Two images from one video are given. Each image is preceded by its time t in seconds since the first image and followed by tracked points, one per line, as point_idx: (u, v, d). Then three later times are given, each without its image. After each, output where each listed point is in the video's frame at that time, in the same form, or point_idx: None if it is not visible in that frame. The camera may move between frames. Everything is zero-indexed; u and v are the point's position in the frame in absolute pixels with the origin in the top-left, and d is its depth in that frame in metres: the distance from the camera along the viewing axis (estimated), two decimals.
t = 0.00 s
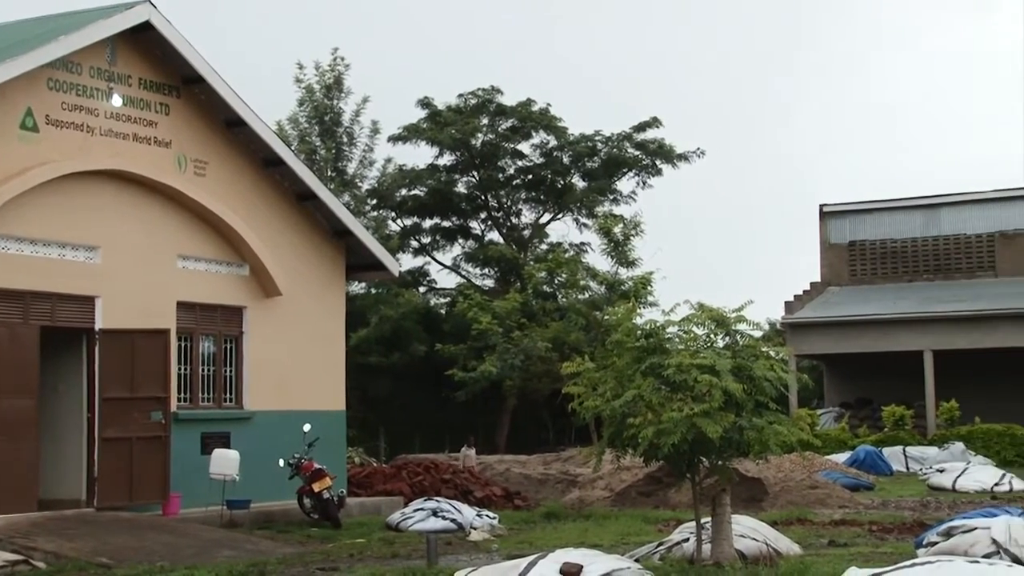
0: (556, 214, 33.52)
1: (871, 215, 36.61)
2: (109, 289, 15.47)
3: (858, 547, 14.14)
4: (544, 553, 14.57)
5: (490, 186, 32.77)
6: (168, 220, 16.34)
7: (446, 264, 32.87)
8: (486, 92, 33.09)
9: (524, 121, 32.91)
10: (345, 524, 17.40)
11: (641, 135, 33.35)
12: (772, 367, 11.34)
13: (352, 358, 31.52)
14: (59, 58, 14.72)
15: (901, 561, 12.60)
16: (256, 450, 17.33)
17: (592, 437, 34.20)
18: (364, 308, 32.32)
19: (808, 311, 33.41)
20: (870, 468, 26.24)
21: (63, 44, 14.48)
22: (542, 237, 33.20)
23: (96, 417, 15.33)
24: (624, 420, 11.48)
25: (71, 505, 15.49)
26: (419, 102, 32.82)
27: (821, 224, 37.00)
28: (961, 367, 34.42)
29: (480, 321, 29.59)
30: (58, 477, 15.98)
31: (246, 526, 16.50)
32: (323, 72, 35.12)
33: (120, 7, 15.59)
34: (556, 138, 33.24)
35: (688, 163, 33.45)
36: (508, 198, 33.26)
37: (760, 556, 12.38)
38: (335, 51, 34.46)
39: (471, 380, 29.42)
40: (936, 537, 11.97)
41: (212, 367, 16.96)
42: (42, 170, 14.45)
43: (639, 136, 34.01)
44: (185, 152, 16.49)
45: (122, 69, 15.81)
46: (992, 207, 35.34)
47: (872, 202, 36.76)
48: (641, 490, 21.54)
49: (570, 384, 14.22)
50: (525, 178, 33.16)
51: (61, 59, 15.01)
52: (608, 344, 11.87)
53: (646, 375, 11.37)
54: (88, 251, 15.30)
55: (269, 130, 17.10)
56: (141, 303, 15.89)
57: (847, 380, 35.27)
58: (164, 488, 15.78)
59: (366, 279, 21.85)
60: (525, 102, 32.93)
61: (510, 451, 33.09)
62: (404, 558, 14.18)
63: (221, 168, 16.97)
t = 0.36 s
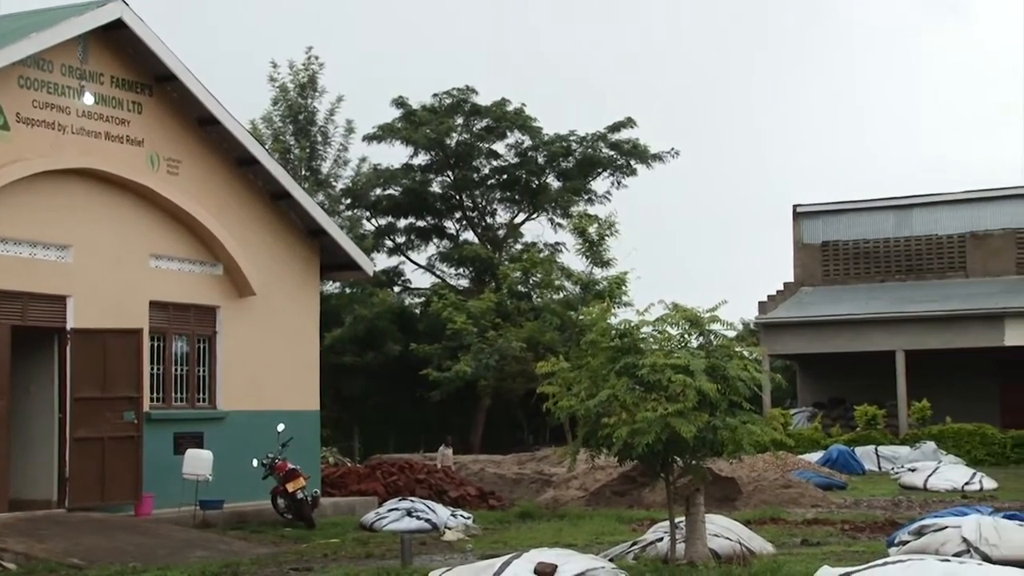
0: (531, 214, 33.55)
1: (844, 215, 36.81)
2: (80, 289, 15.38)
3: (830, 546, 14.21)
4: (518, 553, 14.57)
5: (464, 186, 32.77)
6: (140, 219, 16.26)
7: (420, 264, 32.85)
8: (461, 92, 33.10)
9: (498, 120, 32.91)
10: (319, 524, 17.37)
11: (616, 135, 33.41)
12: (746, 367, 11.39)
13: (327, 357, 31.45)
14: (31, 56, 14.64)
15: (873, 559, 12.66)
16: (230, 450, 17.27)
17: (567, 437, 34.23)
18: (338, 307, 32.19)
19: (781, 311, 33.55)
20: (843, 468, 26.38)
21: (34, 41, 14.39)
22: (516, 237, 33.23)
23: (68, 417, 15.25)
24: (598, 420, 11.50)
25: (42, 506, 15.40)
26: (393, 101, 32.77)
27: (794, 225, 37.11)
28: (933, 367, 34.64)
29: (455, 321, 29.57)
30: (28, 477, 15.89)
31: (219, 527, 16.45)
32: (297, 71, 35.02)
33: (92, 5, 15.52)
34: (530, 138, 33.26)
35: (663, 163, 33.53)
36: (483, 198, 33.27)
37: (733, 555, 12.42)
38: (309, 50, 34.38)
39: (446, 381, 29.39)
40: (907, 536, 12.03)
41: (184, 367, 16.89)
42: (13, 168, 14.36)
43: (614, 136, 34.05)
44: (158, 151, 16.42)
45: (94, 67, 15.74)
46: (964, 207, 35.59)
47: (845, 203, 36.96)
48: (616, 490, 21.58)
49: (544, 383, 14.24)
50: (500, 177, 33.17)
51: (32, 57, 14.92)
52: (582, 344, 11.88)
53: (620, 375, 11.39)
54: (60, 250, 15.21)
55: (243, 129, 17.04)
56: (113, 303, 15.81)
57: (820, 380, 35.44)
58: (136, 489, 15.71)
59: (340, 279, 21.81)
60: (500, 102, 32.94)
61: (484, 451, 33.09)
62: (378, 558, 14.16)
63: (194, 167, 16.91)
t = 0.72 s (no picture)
0: (509, 214, 33.57)
1: (821, 215, 36.96)
2: (56, 287, 15.31)
3: (806, 545, 14.27)
4: (496, 552, 14.57)
5: (443, 184, 32.77)
6: (117, 217, 16.20)
7: (399, 263, 32.82)
8: (439, 91, 33.09)
9: (477, 119, 32.88)
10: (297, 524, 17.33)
11: (595, 135, 33.44)
12: (723, 366, 11.43)
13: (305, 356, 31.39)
14: (6, 53, 14.55)
15: (850, 557, 12.72)
16: (207, 449, 17.22)
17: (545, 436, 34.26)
18: (317, 307, 32.10)
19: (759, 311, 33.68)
20: (820, 467, 26.50)
21: (9, 39, 14.30)
22: (495, 236, 33.23)
23: (43, 417, 15.17)
24: (576, 419, 11.51)
25: (17, 506, 15.31)
26: (372, 100, 32.72)
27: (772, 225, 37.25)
28: (910, 366, 34.82)
29: (434, 321, 29.52)
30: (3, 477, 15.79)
31: (195, 527, 16.39)
32: (276, 69, 34.95)
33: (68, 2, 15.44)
34: (508, 137, 33.27)
35: (641, 163, 33.58)
36: (461, 197, 33.27)
37: (710, 554, 12.45)
38: (287, 49, 34.30)
39: (424, 380, 29.36)
40: (884, 534, 12.09)
41: (161, 366, 16.82)
42: None
43: (592, 135, 34.06)
44: (134, 150, 16.34)
45: (70, 65, 15.66)
46: (940, 207, 35.80)
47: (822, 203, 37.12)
48: (594, 489, 21.61)
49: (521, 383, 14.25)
50: (478, 177, 33.17)
51: (7, 54, 14.83)
52: (561, 344, 11.89)
53: (599, 374, 11.40)
54: (35, 248, 15.14)
55: (220, 127, 16.98)
56: (89, 301, 15.73)
57: (798, 379, 35.57)
58: (112, 489, 15.63)
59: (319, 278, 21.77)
60: (479, 101, 32.93)
61: (463, 450, 33.08)
62: (356, 558, 14.14)
63: (171, 165, 16.84)
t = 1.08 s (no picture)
0: (486, 212, 33.57)
1: (797, 214, 37.17)
2: (30, 285, 15.21)
3: (782, 543, 14.34)
4: (473, 551, 14.59)
5: (420, 183, 32.77)
6: (91, 215, 16.12)
7: (375, 262, 32.80)
8: (416, 90, 33.07)
9: (454, 118, 32.87)
10: (272, 523, 17.29)
11: (572, 133, 33.46)
12: (699, 365, 11.46)
13: (281, 354, 31.29)
14: None
15: (824, 555, 12.78)
16: (182, 448, 17.15)
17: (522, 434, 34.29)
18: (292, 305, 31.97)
19: (734, 309, 33.79)
20: (795, 465, 26.62)
21: None
22: (472, 235, 33.24)
23: (16, 416, 15.08)
24: (553, 417, 11.52)
25: None
26: (349, 98, 32.66)
27: (748, 224, 37.47)
28: (885, 365, 35.01)
29: (410, 320, 29.45)
30: None
31: (170, 526, 16.33)
32: (251, 67, 34.84)
33: None
34: (485, 136, 33.26)
35: (618, 162, 33.63)
36: (438, 195, 33.27)
37: (686, 552, 12.48)
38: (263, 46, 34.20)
39: (401, 378, 29.31)
40: (857, 532, 12.11)
41: (136, 364, 16.73)
42: None
43: (569, 134, 34.10)
44: (108, 147, 16.27)
45: (44, 62, 15.58)
46: (914, 207, 36.02)
47: (797, 202, 37.33)
48: (570, 488, 21.64)
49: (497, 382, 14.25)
50: (455, 175, 33.19)
51: None
52: (538, 342, 11.90)
53: (575, 372, 11.41)
54: (8, 246, 15.03)
55: (195, 124, 16.92)
56: (63, 299, 15.64)
57: (773, 378, 35.70)
58: (86, 487, 15.57)
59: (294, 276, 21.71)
60: (456, 100, 32.92)
61: (439, 449, 33.07)
62: (332, 557, 14.11)
63: (145, 163, 16.77)
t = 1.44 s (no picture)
0: (462, 209, 33.57)
1: (771, 212, 37.37)
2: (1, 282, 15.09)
3: (755, 539, 14.39)
4: (447, 548, 14.59)
5: (395, 180, 32.72)
6: (63, 211, 16.02)
7: (351, 259, 32.74)
8: (392, 86, 33.01)
9: (429, 115, 32.81)
10: (247, 521, 17.23)
11: (547, 131, 33.46)
12: (674, 362, 11.47)
13: (256, 351, 31.18)
14: None
15: (797, 552, 12.83)
16: (155, 445, 17.07)
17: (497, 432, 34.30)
18: (268, 303, 31.61)
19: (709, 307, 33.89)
20: (769, 462, 26.72)
21: None
22: (447, 232, 33.21)
23: None
24: (528, 415, 11.52)
25: None
26: (324, 95, 32.58)
27: (723, 222, 37.67)
28: (859, 362, 35.19)
29: (386, 317, 29.38)
30: None
31: (143, 524, 16.27)
32: (226, 63, 34.69)
33: None
34: (461, 133, 33.22)
35: (593, 159, 33.66)
36: (414, 193, 33.22)
37: (661, 548, 12.51)
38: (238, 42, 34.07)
39: (376, 376, 29.25)
40: (830, 528, 12.14)
41: (109, 362, 16.63)
42: None
43: (545, 132, 34.10)
44: (81, 143, 16.18)
45: (16, 57, 15.48)
46: (887, 206, 36.23)
47: (772, 200, 37.52)
48: (545, 485, 21.64)
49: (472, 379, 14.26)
50: (431, 172, 33.15)
51: None
52: (513, 340, 11.90)
53: (550, 370, 11.41)
54: None
55: (169, 120, 16.85)
56: (36, 296, 15.51)
57: (748, 375, 35.83)
58: (58, 485, 15.52)
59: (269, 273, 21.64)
60: (431, 97, 32.89)
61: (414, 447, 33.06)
62: (307, 554, 14.08)
63: (118, 159, 16.68)
